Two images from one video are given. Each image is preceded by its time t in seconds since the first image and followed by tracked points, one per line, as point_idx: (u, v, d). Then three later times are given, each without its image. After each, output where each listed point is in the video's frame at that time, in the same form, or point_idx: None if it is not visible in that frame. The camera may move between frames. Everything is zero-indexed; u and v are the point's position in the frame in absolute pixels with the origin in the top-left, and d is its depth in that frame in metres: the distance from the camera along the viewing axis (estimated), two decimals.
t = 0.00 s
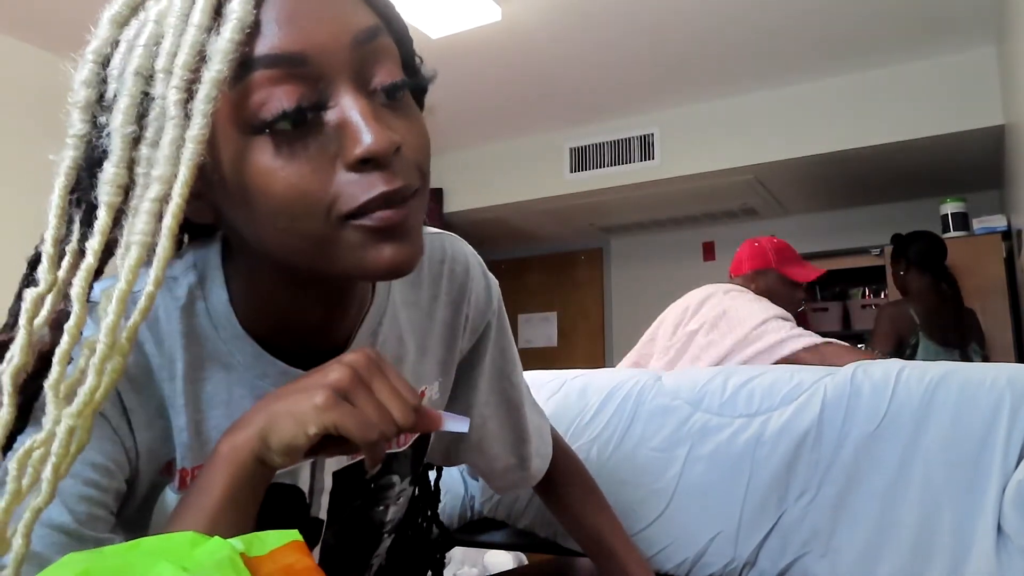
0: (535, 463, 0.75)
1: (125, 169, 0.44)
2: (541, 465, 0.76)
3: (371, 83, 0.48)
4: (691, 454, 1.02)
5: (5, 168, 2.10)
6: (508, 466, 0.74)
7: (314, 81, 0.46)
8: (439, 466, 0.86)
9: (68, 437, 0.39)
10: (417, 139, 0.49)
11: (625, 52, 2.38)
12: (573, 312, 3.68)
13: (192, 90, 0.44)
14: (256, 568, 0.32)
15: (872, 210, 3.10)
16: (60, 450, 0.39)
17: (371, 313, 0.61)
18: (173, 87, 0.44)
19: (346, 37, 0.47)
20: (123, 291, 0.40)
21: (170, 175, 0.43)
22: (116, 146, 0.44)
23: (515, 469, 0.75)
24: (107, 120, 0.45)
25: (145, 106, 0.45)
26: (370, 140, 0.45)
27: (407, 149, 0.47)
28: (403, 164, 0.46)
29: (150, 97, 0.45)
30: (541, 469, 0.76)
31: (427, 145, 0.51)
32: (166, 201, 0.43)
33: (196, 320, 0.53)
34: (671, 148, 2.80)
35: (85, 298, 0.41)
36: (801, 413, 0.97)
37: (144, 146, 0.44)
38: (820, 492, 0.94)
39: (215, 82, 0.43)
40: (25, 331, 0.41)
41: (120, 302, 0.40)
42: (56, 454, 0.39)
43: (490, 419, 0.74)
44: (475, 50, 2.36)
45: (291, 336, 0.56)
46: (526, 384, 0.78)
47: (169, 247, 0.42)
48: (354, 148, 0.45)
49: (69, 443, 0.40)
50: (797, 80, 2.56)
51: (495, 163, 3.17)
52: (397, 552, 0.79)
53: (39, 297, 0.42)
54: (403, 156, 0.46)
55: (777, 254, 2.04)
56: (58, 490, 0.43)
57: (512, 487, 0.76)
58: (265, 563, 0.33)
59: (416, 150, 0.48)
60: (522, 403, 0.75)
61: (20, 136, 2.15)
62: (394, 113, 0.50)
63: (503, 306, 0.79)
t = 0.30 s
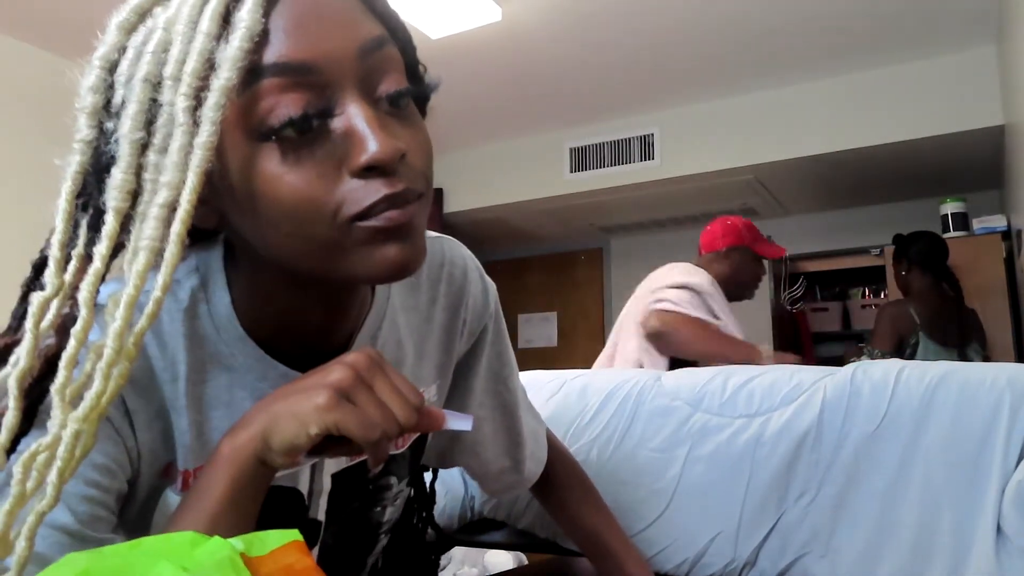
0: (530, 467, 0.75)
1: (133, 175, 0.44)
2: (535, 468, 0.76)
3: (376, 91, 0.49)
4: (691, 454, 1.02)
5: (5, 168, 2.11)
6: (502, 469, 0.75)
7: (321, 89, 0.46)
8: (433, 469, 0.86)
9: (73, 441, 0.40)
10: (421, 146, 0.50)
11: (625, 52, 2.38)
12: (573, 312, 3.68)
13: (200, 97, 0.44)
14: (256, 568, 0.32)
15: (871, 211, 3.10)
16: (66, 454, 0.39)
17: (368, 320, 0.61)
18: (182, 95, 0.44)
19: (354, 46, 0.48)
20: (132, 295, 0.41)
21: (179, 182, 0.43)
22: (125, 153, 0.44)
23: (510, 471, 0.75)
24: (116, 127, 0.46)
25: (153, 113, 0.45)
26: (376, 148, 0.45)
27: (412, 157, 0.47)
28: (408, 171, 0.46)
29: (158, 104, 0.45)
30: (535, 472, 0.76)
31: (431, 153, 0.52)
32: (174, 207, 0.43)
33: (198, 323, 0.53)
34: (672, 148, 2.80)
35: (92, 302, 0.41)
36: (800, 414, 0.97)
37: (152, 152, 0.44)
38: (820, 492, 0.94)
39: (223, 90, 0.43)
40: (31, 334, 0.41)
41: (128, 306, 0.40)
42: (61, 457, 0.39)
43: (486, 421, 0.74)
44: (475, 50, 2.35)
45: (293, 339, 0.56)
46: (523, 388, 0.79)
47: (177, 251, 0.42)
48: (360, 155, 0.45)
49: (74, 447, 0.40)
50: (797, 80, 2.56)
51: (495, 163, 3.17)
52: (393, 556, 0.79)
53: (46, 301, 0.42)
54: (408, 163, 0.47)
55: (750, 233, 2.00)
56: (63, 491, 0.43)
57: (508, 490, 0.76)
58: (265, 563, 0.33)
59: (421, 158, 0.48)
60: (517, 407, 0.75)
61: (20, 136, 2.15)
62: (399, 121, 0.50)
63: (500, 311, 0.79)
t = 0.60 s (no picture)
0: (528, 467, 0.75)
1: (124, 170, 0.44)
2: (533, 469, 0.75)
3: (364, 86, 0.48)
4: (691, 454, 1.02)
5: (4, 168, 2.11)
6: (500, 470, 0.74)
7: (307, 82, 0.46)
8: (431, 469, 0.86)
9: (64, 434, 0.40)
10: (409, 141, 0.49)
11: (624, 54, 2.38)
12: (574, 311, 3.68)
13: (189, 92, 0.44)
14: (256, 568, 0.32)
15: (872, 210, 3.10)
16: (57, 446, 0.40)
17: (361, 321, 0.60)
18: (171, 91, 0.44)
19: (341, 41, 0.47)
20: (121, 290, 0.41)
21: (168, 175, 0.43)
22: (115, 147, 0.44)
23: (508, 471, 0.75)
24: (106, 123, 0.46)
25: (144, 108, 0.45)
26: (362, 143, 0.45)
27: (400, 151, 0.47)
28: (396, 165, 0.46)
29: (149, 100, 0.45)
30: (534, 472, 0.76)
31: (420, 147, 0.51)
32: (165, 202, 0.43)
33: (192, 322, 0.53)
34: (672, 148, 2.80)
35: (83, 296, 0.41)
36: (800, 414, 0.97)
37: (142, 147, 0.44)
38: (820, 493, 0.94)
39: (212, 86, 0.43)
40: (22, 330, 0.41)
41: (117, 300, 0.41)
42: (53, 449, 0.40)
43: (483, 421, 0.74)
44: (474, 50, 2.35)
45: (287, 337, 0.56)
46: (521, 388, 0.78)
47: (167, 246, 0.43)
48: (346, 149, 0.45)
49: (67, 440, 0.40)
50: (798, 80, 2.56)
51: (495, 163, 3.17)
52: (389, 556, 0.77)
53: (36, 296, 0.42)
54: (396, 158, 0.46)
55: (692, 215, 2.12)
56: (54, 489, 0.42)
57: (505, 491, 0.76)
58: (264, 562, 0.33)
59: (408, 153, 0.48)
60: (514, 408, 0.75)
61: (20, 136, 2.15)
62: (388, 116, 0.50)
63: (498, 312, 0.79)
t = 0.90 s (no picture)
0: (527, 466, 0.75)
1: (104, 159, 0.44)
2: (532, 467, 0.75)
3: (338, 69, 0.49)
4: (691, 455, 1.02)
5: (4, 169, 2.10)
6: (496, 466, 0.75)
7: (281, 63, 0.46)
8: (429, 468, 0.86)
9: (49, 419, 0.41)
10: (386, 121, 0.49)
11: (624, 54, 2.38)
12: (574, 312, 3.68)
13: (165, 79, 0.44)
14: (256, 568, 0.32)
15: (872, 210, 3.10)
16: (42, 432, 0.40)
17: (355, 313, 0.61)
18: (147, 80, 0.44)
19: (313, 24, 0.47)
20: (99, 274, 0.41)
21: (145, 161, 0.44)
22: (94, 136, 0.44)
23: (505, 468, 0.75)
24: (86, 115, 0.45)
25: (122, 98, 0.45)
26: (336, 121, 0.45)
27: (376, 130, 0.47)
28: (372, 143, 0.46)
29: (126, 90, 0.45)
30: (532, 470, 0.75)
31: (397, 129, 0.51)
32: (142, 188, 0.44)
33: (187, 321, 0.53)
34: (671, 148, 2.80)
35: (65, 285, 0.42)
36: (800, 414, 0.97)
37: (121, 135, 0.45)
38: (820, 493, 0.94)
39: (185, 70, 0.44)
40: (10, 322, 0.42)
41: (96, 282, 0.41)
42: (38, 436, 0.40)
43: (479, 417, 0.74)
44: (474, 50, 2.35)
45: (276, 329, 0.57)
46: (516, 386, 0.78)
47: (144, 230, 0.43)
48: (322, 128, 0.45)
49: (52, 426, 0.41)
50: (798, 80, 2.55)
51: (495, 163, 3.17)
52: (392, 556, 0.77)
53: (24, 289, 0.43)
54: (372, 136, 0.47)
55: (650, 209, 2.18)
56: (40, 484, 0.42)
57: (501, 489, 0.76)
58: (264, 562, 0.33)
59: (386, 131, 0.48)
60: (511, 405, 0.75)
61: (20, 136, 2.15)
62: (364, 98, 0.50)
63: (491, 307, 0.79)
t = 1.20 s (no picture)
0: (526, 466, 0.75)
1: (87, 165, 0.45)
2: (531, 468, 0.75)
3: (318, 70, 0.48)
4: (691, 455, 1.02)
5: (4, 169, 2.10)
6: (496, 468, 0.75)
7: (259, 67, 0.46)
8: (429, 470, 0.86)
9: (39, 427, 0.41)
10: (369, 126, 0.49)
11: (623, 53, 2.38)
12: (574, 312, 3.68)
13: (144, 83, 0.44)
14: (255, 568, 0.32)
15: (872, 210, 3.10)
16: (32, 440, 0.41)
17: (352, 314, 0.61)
18: (126, 86, 0.45)
19: (289, 23, 0.47)
20: (85, 280, 0.42)
21: (124, 167, 0.44)
22: (78, 142, 0.45)
23: (505, 470, 0.75)
24: (68, 122, 0.46)
25: (104, 105, 0.46)
26: (317, 125, 0.44)
27: (357, 134, 0.46)
28: (352, 149, 0.45)
29: (108, 96, 0.46)
30: (531, 472, 0.75)
31: (379, 129, 0.51)
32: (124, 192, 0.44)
33: (181, 325, 0.53)
34: (672, 148, 2.80)
35: (52, 292, 0.43)
36: (799, 415, 0.97)
37: (104, 142, 0.45)
38: (820, 493, 0.94)
39: (161, 74, 0.44)
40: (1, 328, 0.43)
41: (82, 289, 0.42)
42: (27, 444, 0.41)
43: (477, 419, 0.74)
44: (474, 50, 2.35)
45: (272, 335, 0.56)
46: (515, 386, 0.78)
47: (126, 237, 0.43)
48: (301, 132, 0.44)
49: (42, 433, 0.41)
50: (798, 80, 2.56)
51: (495, 163, 3.17)
52: (390, 557, 0.77)
53: (14, 296, 0.44)
54: (353, 140, 0.46)
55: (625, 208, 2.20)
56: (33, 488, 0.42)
57: (501, 490, 0.77)
58: (264, 562, 0.33)
59: (367, 136, 0.47)
60: (510, 405, 0.75)
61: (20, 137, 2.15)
62: (346, 100, 0.49)
63: (490, 308, 0.79)
